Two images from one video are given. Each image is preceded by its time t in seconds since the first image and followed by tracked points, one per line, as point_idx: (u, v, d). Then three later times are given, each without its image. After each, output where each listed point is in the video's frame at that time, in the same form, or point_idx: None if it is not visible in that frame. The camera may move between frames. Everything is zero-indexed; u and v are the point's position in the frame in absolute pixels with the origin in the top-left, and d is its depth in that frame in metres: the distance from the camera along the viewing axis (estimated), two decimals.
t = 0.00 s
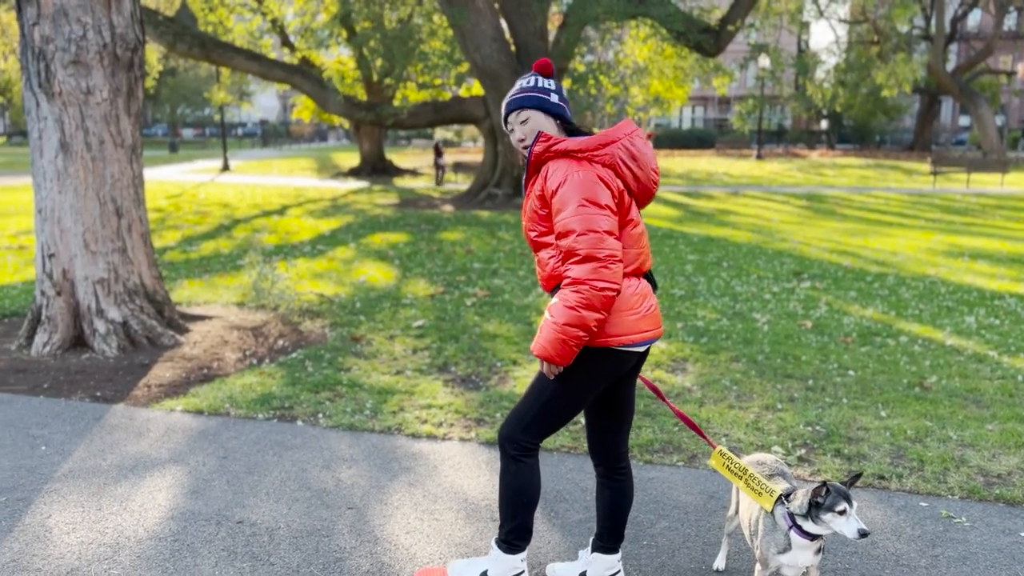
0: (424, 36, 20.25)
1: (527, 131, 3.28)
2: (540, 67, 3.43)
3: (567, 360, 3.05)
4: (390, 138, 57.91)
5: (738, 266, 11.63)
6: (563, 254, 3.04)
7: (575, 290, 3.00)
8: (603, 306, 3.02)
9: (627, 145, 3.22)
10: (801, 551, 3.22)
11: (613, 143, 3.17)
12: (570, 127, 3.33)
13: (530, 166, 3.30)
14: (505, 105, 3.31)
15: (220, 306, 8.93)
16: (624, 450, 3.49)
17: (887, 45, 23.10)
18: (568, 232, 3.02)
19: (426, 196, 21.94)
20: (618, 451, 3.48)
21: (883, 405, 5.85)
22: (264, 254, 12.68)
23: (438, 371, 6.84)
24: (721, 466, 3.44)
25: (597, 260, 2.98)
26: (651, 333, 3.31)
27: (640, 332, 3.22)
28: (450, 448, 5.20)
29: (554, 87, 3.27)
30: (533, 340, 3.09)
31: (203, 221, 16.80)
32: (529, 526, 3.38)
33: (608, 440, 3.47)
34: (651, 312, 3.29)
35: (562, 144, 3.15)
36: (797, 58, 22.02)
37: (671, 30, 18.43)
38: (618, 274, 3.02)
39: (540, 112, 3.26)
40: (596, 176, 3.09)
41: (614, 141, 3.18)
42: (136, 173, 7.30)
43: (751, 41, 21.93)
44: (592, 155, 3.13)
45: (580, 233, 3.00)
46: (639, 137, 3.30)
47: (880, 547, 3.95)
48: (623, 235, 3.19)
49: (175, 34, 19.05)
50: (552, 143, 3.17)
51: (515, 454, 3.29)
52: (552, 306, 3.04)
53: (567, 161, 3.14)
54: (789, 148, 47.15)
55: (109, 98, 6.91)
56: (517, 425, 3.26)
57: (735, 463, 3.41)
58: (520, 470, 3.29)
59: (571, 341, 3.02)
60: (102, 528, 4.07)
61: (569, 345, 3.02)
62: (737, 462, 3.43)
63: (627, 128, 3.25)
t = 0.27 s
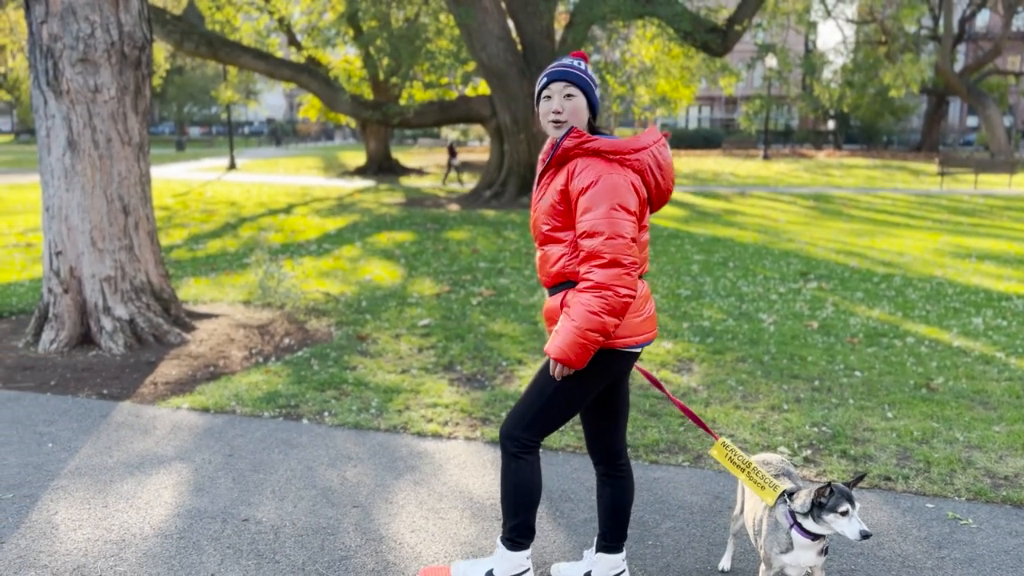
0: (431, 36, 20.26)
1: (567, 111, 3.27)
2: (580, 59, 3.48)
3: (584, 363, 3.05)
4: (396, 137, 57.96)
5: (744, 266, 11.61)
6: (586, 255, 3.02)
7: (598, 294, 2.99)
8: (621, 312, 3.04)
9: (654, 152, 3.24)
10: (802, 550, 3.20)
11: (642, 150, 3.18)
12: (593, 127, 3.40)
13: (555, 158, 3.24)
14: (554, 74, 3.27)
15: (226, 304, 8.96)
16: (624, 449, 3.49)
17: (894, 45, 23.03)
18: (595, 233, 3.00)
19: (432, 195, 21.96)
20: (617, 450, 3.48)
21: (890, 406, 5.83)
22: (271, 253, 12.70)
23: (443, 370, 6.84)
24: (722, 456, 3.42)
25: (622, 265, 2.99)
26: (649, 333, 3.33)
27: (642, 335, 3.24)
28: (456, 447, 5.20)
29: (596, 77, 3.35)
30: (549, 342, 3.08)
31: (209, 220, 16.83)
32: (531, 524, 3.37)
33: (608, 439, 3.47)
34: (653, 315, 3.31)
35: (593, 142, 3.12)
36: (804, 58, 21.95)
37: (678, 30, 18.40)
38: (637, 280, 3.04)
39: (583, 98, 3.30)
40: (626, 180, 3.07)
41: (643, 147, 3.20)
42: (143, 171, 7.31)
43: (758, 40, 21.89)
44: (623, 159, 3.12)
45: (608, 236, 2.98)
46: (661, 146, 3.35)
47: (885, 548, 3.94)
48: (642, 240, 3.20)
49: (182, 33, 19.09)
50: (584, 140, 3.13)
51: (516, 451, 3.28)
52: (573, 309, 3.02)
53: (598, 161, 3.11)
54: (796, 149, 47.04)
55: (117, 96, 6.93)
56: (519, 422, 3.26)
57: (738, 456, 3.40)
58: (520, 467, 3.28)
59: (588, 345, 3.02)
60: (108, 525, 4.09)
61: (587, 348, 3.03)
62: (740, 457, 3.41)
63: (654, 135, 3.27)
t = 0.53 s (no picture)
0: (434, 35, 20.26)
1: (580, 110, 3.26)
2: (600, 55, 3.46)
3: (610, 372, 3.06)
4: (400, 136, 57.97)
5: (748, 266, 11.60)
6: (596, 262, 3.03)
7: (615, 302, 3.01)
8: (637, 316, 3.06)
9: (660, 156, 3.25)
10: (801, 549, 3.20)
11: (648, 154, 3.19)
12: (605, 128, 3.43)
13: (561, 161, 3.22)
14: (571, 70, 3.24)
15: (230, 303, 8.96)
16: (624, 447, 3.49)
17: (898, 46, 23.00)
18: (604, 241, 3.01)
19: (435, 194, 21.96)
20: (617, 448, 3.48)
21: (893, 407, 5.83)
22: (274, 251, 12.71)
23: (446, 369, 6.84)
24: (720, 456, 3.39)
25: (634, 272, 3.02)
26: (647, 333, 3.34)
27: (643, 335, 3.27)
28: (458, 445, 5.20)
29: (612, 80, 3.36)
30: (574, 355, 3.07)
31: (213, 218, 16.85)
32: (531, 521, 3.37)
33: (607, 438, 3.47)
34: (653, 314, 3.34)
35: (600, 146, 3.11)
36: (809, 58, 21.92)
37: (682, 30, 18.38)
38: (647, 285, 3.08)
39: (597, 99, 3.30)
40: (633, 186, 3.09)
41: (650, 152, 3.20)
42: (148, 170, 7.32)
43: (762, 40, 21.86)
44: (630, 165, 3.13)
45: (617, 243, 3.00)
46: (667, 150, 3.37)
47: (888, 549, 3.94)
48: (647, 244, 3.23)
49: (186, 31, 19.10)
50: (591, 144, 3.12)
51: (514, 449, 3.29)
52: (591, 318, 3.03)
53: (605, 166, 3.11)
54: (800, 149, 46.97)
55: (121, 94, 6.94)
56: (516, 420, 3.27)
57: (736, 454, 3.38)
58: (518, 464, 3.29)
59: (614, 353, 3.03)
60: (111, 523, 4.09)
61: (613, 357, 3.04)
62: (739, 453, 3.38)
63: (660, 139, 3.28)
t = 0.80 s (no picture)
0: (436, 34, 20.26)
1: (583, 114, 3.26)
2: (610, 55, 3.45)
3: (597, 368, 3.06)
4: (401, 135, 57.95)
5: (749, 266, 11.59)
6: (590, 259, 3.03)
7: (605, 301, 3.00)
8: (628, 316, 3.05)
9: (660, 159, 3.25)
10: (804, 549, 3.20)
11: (649, 156, 3.19)
12: (611, 129, 3.41)
13: (562, 159, 3.22)
14: (575, 74, 3.24)
15: (230, 301, 8.96)
16: (623, 444, 3.49)
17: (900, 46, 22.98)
18: (598, 239, 3.01)
19: (436, 193, 21.96)
20: (616, 445, 3.48)
21: (894, 407, 5.82)
22: (275, 250, 12.71)
23: (446, 368, 6.84)
24: (724, 454, 3.39)
25: (626, 271, 3.01)
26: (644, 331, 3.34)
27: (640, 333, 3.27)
28: (459, 444, 5.21)
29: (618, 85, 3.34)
30: (562, 350, 3.08)
31: (214, 217, 16.84)
32: (531, 518, 3.36)
33: (606, 434, 3.47)
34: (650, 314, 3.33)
35: (601, 146, 3.11)
36: (810, 58, 21.89)
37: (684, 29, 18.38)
38: (641, 285, 3.07)
39: (601, 102, 3.29)
40: (631, 187, 3.08)
41: (650, 153, 3.20)
42: (149, 168, 7.32)
43: (765, 40, 21.84)
44: (630, 165, 3.13)
45: (611, 242, 3.00)
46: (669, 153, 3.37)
47: (889, 549, 3.93)
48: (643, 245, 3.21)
49: (188, 30, 19.08)
50: (592, 143, 3.12)
51: (511, 444, 3.29)
52: (582, 316, 3.02)
53: (605, 166, 3.12)
54: (801, 149, 46.93)
55: (123, 92, 6.94)
56: (513, 416, 3.28)
57: (739, 454, 3.37)
58: (516, 460, 3.29)
59: (601, 350, 3.03)
60: (111, 521, 4.09)
61: (599, 354, 3.04)
62: (740, 453, 3.39)
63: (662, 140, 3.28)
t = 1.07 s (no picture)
0: (437, 33, 20.25)
1: (579, 112, 3.27)
2: (612, 54, 3.44)
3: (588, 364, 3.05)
4: (402, 134, 57.94)
5: (749, 266, 11.59)
6: (585, 255, 3.03)
7: (597, 297, 3.00)
8: (621, 313, 3.04)
9: (658, 157, 3.24)
10: (805, 548, 3.20)
11: (646, 154, 3.18)
12: (611, 127, 3.40)
13: (560, 155, 3.23)
14: (571, 73, 3.25)
15: (230, 300, 8.97)
16: (622, 443, 3.49)
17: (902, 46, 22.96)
18: (593, 235, 3.01)
19: (437, 192, 21.96)
20: (615, 443, 3.48)
21: (893, 407, 5.82)
22: (275, 249, 12.71)
23: (446, 367, 6.84)
24: (723, 455, 3.39)
25: (618, 267, 3.00)
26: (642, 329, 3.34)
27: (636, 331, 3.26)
28: (458, 444, 5.20)
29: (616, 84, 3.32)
30: (554, 345, 3.08)
31: (215, 216, 16.84)
32: (530, 517, 3.36)
33: (606, 433, 3.47)
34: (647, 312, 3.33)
35: (599, 143, 3.11)
36: (811, 58, 21.87)
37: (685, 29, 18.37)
38: (634, 282, 3.06)
39: (597, 101, 3.28)
40: (627, 184, 3.08)
41: (648, 151, 3.20)
42: (149, 167, 7.32)
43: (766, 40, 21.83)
44: (627, 162, 3.13)
45: (605, 238, 2.99)
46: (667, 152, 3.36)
47: (888, 549, 3.93)
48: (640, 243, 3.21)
49: (189, 28, 19.08)
50: (590, 140, 3.13)
51: (509, 442, 3.30)
52: (574, 311, 3.02)
53: (601, 163, 3.11)
54: (802, 149, 46.92)
55: (123, 91, 6.94)
56: (511, 414, 3.28)
57: (739, 453, 3.36)
58: (515, 459, 3.29)
59: (592, 346, 3.03)
60: (110, 519, 4.09)
61: (591, 349, 3.03)
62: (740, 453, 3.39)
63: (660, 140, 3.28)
